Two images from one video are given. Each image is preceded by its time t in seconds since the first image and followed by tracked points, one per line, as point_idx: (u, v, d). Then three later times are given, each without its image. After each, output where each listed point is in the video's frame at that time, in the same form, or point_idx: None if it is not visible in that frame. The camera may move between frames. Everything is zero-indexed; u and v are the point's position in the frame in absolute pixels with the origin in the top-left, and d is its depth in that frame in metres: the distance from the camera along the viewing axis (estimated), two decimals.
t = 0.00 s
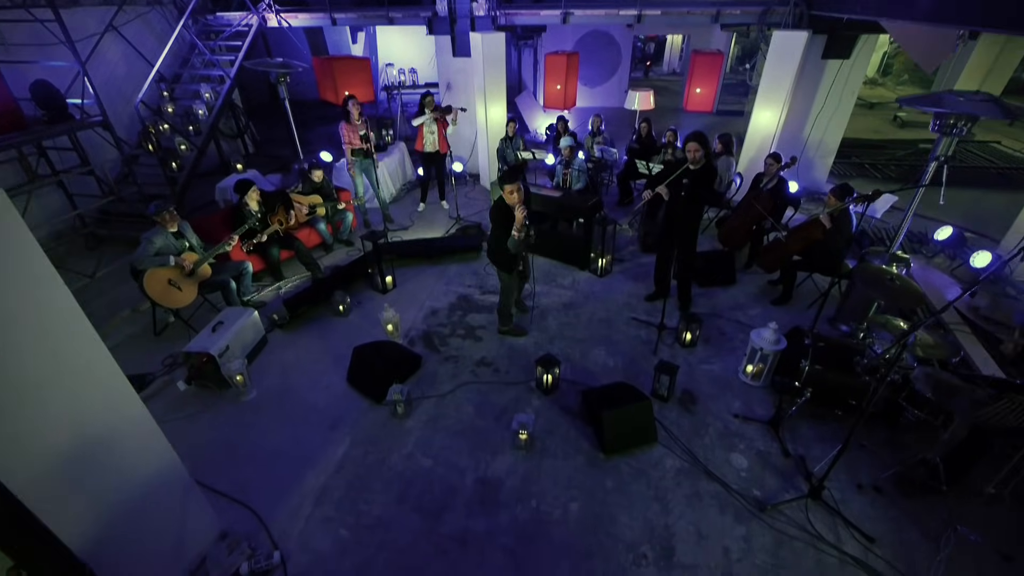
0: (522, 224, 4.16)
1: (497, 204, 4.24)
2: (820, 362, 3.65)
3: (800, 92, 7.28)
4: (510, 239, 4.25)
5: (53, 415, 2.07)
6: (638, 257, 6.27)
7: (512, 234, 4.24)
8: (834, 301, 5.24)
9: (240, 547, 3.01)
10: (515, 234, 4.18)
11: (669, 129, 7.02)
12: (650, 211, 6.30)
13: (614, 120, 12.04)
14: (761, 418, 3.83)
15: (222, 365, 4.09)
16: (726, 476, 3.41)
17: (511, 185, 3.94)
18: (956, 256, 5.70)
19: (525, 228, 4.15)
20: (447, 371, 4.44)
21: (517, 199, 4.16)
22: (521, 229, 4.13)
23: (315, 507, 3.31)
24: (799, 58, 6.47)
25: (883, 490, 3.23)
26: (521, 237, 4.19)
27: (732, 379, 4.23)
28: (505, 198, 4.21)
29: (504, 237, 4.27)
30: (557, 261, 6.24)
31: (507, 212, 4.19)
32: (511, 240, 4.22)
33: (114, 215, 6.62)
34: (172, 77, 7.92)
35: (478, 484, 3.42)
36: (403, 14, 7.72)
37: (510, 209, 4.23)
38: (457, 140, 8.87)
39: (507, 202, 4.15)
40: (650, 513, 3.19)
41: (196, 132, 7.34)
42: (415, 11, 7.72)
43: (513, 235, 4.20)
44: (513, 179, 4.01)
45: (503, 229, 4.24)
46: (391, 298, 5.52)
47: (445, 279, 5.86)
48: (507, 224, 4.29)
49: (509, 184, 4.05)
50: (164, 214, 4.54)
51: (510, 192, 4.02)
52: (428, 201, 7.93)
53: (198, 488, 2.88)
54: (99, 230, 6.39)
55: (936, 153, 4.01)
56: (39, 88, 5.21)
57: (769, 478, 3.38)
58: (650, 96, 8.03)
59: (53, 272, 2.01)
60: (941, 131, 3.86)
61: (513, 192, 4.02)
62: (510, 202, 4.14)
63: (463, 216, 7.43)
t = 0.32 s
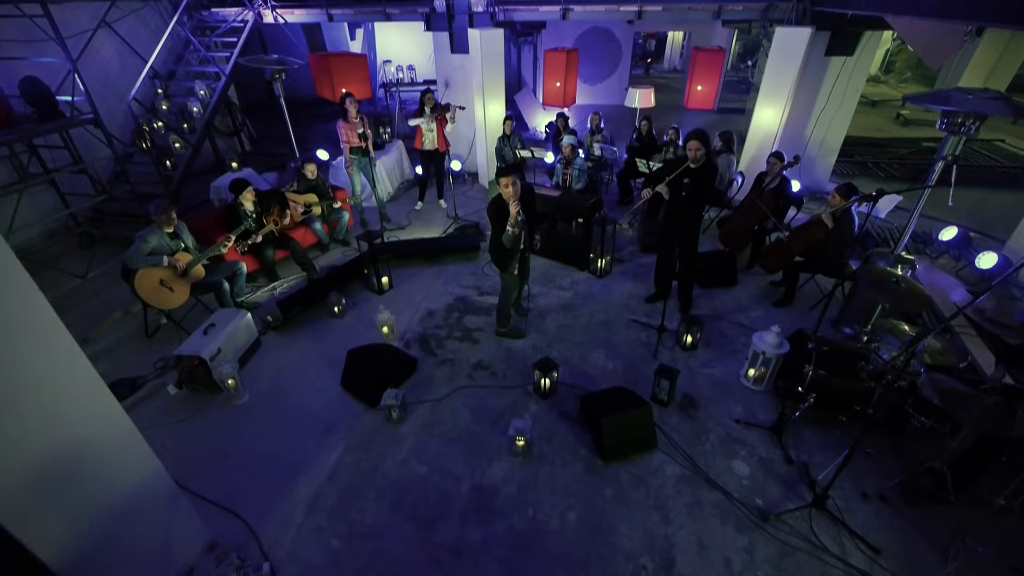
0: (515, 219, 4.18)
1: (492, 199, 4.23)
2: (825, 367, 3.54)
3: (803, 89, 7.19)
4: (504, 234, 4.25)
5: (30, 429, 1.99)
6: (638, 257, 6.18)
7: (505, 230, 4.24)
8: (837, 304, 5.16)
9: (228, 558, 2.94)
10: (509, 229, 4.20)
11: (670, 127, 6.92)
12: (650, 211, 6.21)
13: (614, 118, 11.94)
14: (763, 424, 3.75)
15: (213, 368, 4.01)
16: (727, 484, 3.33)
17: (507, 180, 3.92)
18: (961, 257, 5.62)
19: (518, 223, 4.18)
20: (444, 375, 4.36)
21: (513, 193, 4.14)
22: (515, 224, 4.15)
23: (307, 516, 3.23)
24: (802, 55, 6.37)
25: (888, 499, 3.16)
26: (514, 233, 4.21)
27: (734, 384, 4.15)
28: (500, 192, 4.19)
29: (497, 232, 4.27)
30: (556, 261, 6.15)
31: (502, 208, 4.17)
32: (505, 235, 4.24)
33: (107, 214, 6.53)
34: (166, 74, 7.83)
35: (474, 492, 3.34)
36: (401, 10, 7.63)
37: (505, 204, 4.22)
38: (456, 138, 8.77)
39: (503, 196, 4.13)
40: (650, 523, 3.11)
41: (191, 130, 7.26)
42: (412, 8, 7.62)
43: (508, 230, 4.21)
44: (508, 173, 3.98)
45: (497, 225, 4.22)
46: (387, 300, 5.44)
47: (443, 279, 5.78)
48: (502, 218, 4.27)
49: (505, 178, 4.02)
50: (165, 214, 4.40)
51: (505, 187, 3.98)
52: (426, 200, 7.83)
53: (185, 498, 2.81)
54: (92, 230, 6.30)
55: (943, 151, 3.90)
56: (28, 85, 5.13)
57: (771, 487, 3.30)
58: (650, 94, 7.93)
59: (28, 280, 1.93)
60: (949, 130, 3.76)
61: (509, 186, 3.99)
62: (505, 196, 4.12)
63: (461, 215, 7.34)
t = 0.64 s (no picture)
0: (512, 217, 4.12)
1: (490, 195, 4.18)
2: (827, 381, 3.44)
3: (804, 94, 7.10)
4: (502, 230, 4.15)
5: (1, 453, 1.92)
6: (637, 263, 6.10)
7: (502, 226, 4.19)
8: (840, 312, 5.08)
9: None
10: (506, 226, 4.11)
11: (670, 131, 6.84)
12: (651, 216, 6.13)
13: (614, 121, 11.86)
14: (764, 438, 3.68)
15: (203, 379, 3.93)
16: (726, 501, 3.26)
17: (506, 176, 3.88)
18: (965, 264, 5.57)
19: (515, 221, 4.11)
20: (439, 386, 4.28)
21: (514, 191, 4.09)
22: (511, 222, 4.08)
23: (296, 533, 3.16)
24: (803, 59, 6.28)
25: (891, 518, 3.08)
26: (511, 231, 4.13)
27: (734, 396, 4.07)
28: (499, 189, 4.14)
29: (494, 228, 4.23)
30: (554, 268, 6.07)
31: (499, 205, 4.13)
32: (502, 231, 4.18)
33: (100, 219, 6.47)
34: (162, 76, 7.76)
35: (468, 509, 3.27)
36: (399, 12, 7.56)
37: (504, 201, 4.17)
38: (454, 141, 8.68)
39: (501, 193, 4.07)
40: (647, 543, 3.03)
41: (186, 133, 7.20)
42: (410, 9, 7.55)
43: (504, 227, 4.14)
44: (508, 169, 3.92)
45: (494, 220, 4.18)
46: (382, 307, 5.37)
47: (440, 285, 5.71)
48: (501, 214, 4.23)
49: (505, 174, 3.97)
50: (156, 221, 4.34)
51: (504, 183, 3.94)
52: (423, 203, 7.74)
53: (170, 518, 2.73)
54: (84, 235, 6.24)
55: (947, 162, 3.80)
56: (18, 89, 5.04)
57: (771, 504, 3.22)
58: (651, 97, 7.83)
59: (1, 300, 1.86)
60: (955, 138, 3.66)
61: (507, 182, 3.94)
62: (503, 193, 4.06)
63: (459, 219, 7.27)
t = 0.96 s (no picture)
0: (504, 226, 4.19)
1: (485, 201, 4.26)
2: (825, 406, 3.38)
3: (803, 103, 7.04)
4: (489, 235, 4.24)
5: None
6: (634, 275, 6.05)
7: (492, 232, 4.27)
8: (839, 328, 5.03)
9: None
10: (495, 232, 4.21)
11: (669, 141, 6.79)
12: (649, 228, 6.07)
13: (612, 127, 11.81)
14: (761, 462, 3.62)
15: (192, 399, 3.87)
16: (723, 529, 3.20)
17: (507, 188, 3.98)
18: (965, 279, 5.53)
19: (505, 230, 4.17)
20: (432, 405, 4.22)
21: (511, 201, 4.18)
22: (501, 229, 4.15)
23: (285, 560, 3.11)
24: (803, 69, 6.23)
25: (890, 547, 3.03)
26: (499, 237, 4.21)
27: (731, 416, 4.02)
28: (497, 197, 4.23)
29: (484, 232, 4.30)
30: (550, 280, 6.02)
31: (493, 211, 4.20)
32: (490, 236, 4.25)
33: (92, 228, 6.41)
34: (156, 82, 7.71)
35: (459, 535, 3.21)
36: (395, 19, 7.50)
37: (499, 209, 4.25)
38: (451, 149, 8.63)
39: (498, 201, 4.15)
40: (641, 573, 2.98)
41: (180, 142, 7.15)
42: (407, 17, 7.50)
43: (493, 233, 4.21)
44: (510, 181, 4.02)
45: (485, 225, 4.27)
46: (376, 320, 5.31)
47: (435, 298, 5.65)
48: (492, 220, 4.31)
49: (506, 185, 4.06)
50: (143, 238, 4.28)
51: (503, 193, 4.03)
52: (419, 212, 7.69)
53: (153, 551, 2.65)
54: (76, 245, 6.18)
55: (947, 180, 3.72)
56: (9, 100, 4.98)
57: (768, 531, 3.17)
58: (649, 105, 7.80)
59: None
60: (955, 158, 3.59)
61: (507, 193, 4.03)
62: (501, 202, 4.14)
63: (455, 229, 7.21)
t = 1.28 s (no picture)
0: (490, 241, 4.32)
1: (476, 212, 4.35)
2: (818, 435, 3.38)
3: (800, 118, 7.03)
4: (475, 246, 4.38)
5: None
6: (630, 292, 6.03)
7: (477, 244, 4.41)
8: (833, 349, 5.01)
9: None
10: (480, 244, 4.35)
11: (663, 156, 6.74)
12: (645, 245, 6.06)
13: (610, 136, 11.81)
14: (755, 490, 3.60)
15: (182, 424, 3.84)
16: (715, 561, 3.18)
17: (497, 204, 4.06)
18: (960, 299, 5.52)
19: (491, 244, 4.30)
20: (425, 429, 4.19)
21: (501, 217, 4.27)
22: (487, 243, 4.29)
23: None
24: (800, 85, 6.21)
25: None
26: (483, 251, 4.34)
27: (725, 442, 4.00)
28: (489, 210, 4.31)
29: (470, 244, 4.40)
30: (545, 296, 5.99)
31: (482, 224, 4.33)
32: (475, 249, 4.39)
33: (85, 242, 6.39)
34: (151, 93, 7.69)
35: (450, 567, 3.19)
36: (391, 31, 7.47)
37: (488, 222, 4.34)
38: (447, 160, 8.61)
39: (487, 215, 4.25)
40: None
41: (175, 154, 7.13)
42: (403, 29, 7.47)
43: (479, 245, 4.35)
44: (500, 198, 4.09)
45: (471, 236, 4.40)
46: (370, 338, 5.29)
47: (429, 315, 5.63)
48: (480, 232, 4.43)
49: (498, 201, 4.11)
50: (131, 260, 4.23)
51: (493, 209, 4.15)
52: (415, 224, 7.66)
53: None
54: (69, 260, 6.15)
55: (942, 208, 3.69)
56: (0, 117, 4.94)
57: (761, 564, 3.15)
58: (645, 117, 7.78)
59: None
60: (950, 185, 3.56)
61: (496, 209, 4.12)
62: (491, 216, 4.22)
63: (451, 242, 7.19)
